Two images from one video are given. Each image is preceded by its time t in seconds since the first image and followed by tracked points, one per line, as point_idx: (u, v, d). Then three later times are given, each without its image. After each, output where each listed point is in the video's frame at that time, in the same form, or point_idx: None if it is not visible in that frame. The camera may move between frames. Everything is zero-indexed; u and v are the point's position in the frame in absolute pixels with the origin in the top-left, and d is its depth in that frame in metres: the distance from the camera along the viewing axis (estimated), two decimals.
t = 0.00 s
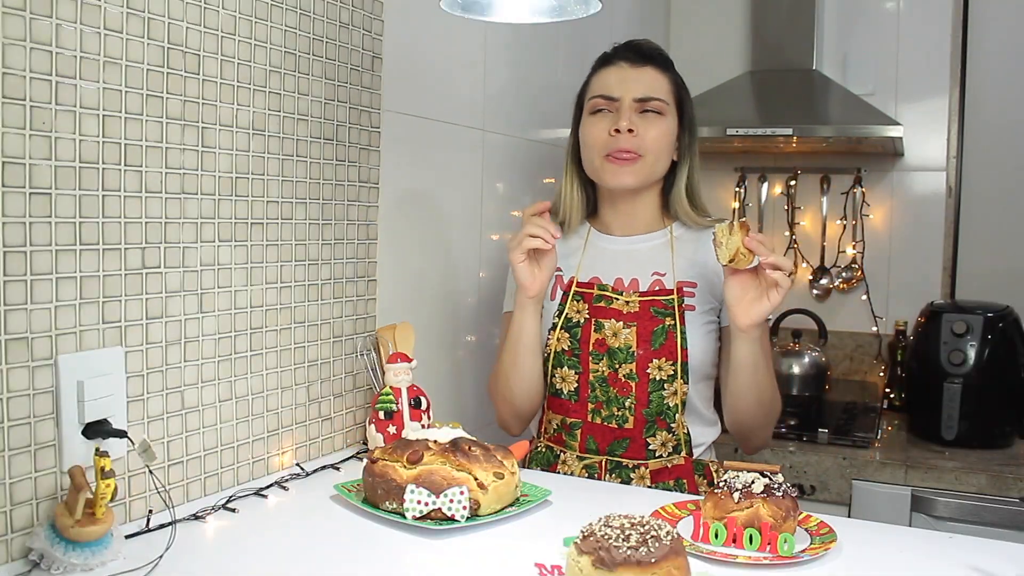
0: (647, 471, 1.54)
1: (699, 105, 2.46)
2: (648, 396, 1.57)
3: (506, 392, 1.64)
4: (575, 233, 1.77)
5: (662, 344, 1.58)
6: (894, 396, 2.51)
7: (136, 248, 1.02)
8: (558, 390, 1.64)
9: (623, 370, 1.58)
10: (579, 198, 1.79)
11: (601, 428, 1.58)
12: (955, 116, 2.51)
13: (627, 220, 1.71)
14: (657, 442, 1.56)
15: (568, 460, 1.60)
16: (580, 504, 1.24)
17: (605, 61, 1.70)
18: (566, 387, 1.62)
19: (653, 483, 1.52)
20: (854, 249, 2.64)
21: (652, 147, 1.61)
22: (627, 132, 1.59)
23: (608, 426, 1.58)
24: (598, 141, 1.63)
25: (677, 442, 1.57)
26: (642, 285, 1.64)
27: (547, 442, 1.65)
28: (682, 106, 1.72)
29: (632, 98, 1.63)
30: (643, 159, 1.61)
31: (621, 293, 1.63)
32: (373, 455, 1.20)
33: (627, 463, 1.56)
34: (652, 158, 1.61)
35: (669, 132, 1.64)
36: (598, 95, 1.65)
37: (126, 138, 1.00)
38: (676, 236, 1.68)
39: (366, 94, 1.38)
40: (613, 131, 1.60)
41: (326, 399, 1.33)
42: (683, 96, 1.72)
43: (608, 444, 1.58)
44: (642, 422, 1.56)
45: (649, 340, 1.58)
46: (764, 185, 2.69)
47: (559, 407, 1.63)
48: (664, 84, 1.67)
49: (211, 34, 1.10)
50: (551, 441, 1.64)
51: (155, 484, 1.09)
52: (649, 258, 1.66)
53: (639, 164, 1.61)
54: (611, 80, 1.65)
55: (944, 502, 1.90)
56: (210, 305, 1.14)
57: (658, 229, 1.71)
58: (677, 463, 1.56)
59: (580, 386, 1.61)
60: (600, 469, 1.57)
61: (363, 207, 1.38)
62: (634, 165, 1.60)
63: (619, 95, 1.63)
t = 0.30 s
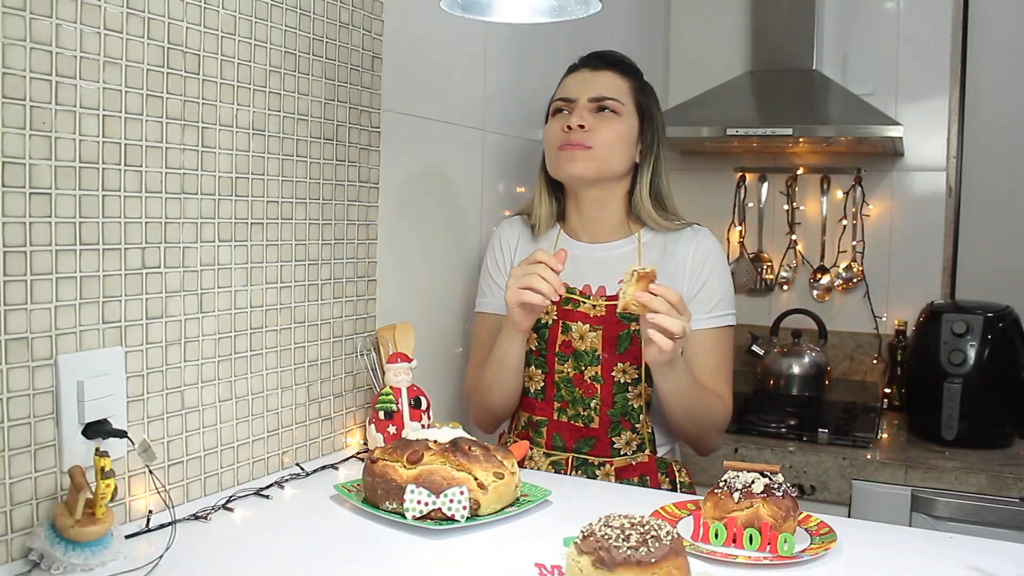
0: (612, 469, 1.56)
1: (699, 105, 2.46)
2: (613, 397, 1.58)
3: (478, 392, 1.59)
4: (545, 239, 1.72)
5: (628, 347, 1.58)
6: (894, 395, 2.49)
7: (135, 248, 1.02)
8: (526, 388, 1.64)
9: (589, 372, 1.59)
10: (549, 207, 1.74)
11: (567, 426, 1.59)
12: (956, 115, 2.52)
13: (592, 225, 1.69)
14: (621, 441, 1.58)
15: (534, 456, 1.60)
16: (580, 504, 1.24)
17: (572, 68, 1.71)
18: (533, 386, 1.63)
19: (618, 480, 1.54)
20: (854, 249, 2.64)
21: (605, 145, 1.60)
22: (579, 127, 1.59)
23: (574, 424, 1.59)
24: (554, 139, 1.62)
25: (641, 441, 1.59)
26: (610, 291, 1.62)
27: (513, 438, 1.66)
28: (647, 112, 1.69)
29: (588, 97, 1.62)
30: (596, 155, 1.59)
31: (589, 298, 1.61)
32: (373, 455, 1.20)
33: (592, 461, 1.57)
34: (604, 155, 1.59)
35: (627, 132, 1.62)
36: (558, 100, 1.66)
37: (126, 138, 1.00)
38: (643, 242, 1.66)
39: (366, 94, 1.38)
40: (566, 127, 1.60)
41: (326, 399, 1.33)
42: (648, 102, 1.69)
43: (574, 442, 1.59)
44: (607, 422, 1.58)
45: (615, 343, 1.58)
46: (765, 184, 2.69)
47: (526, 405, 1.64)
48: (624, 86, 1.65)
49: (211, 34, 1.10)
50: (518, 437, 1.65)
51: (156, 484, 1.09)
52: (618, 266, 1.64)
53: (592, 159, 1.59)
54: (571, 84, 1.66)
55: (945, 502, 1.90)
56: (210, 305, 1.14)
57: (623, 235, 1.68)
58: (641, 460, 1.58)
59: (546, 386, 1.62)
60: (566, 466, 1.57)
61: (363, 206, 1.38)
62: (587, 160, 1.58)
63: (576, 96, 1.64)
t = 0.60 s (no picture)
0: (576, 487, 1.41)
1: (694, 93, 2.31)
2: (580, 406, 1.44)
3: (431, 408, 1.44)
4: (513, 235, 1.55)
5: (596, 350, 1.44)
6: (912, 410, 2.35)
7: (28, 244, 0.87)
8: (485, 395, 1.50)
9: (553, 377, 1.45)
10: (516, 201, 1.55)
11: (529, 437, 1.45)
12: (977, 95, 2.36)
13: (564, 223, 1.52)
14: (588, 456, 1.43)
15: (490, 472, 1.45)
16: (555, 536, 1.09)
17: (528, 51, 1.49)
18: (492, 392, 1.49)
19: (580, 500, 1.39)
20: (866, 243, 2.49)
21: (572, 151, 1.42)
22: (542, 137, 1.41)
23: (536, 436, 1.45)
24: (516, 147, 1.45)
25: (610, 458, 1.43)
26: (580, 288, 1.48)
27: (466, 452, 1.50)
28: (616, 93, 1.49)
29: (549, 96, 1.43)
30: (564, 165, 1.42)
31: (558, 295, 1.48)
32: (321, 477, 1.04)
33: (555, 478, 1.42)
34: (572, 164, 1.43)
35: (595, 130, 1.44)
36: (516, 96, 1.46)
37: (15, 116, 0.85)
38: (619, 237, 1.49)
39: (313, 68, 1.23)
40: (528, 137, 1.42)
41: (267, 414, 1.18)
42: (615, 80, 1.49)
43: (535, 456, 1.44)
44: (572, 433, 1.44)
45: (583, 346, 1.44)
46: (766, 169, 2.54)
47: (485, 414, 1.50)
48: (589, 76, 1.45)
49: None
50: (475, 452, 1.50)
51: (73, 511, 0.94)
52: (590, 261, 1.49)
53: (558, 171, 1.42)
54: (528, 77, 1.45)
55: (970, 531, 1.76)
56: (135, 308, 0.99)
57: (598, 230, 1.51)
58: (610, 480, 1.42)
59: (506, 392, 1.48)
60: (526, 483, 1.42)
61: (312, 195, 1.24)
62: (556, 174, 1.42)
63: (535, 95, 1.44)
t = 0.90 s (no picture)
0: (582, 491, 1.39)
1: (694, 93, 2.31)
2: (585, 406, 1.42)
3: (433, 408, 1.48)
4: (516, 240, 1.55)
5: (601, 350, 1.42)
6: (912, 410, 2.35)
7: (26, 243, 0.87)
8: (491, 398, 1.49)
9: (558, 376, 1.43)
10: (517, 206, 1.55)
11: (534, 440, 1.44)
12: (977, 95, 2.36)
13: (571, 223, 1.51)
14: (594, 459, 1.42)
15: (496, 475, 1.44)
16: (554, 535, 1.09)
17: (523, 67, 1.43)
18: (497, 395, 1.47)
19: (584, 506, 1.37)
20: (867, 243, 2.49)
21: (581, 177, 1.40)
22: (552, 167, 1.38)
23: (541, 438, 1.43)
24: (524, 173, 1.42)
25: (616, 460, 1.41)
26: (585, 287, 1.46)
27: (474, 458, 1.50)
28: (618, 103, 1.45)
29: (553, 123, 1.38)
30: (576, 189, 1.41)
31: (563, 295, 1.46)
32: (322, 478, 1.04)
33: (561, 481, 1.41)
34: (584, 187, 1.41)
35: (602, 150, 1.41)
36: (517, 121, 1.41)
37: (14, 116, 0.85)
38: (623, 238, 1.49)
39: (313, 68, 1.23)
40: (537, 167, 1.39)
41: (267, 414, 1.18)
42: (617, 90, 1.45)
43: (540, 459, 1.43)
44: (577, 434, 1.42)
45: (588, 346, 1.42)
46: (766, 169, 2.54)
47: (490, 417, 1.48)
48: (592, 96, 1.41)
49: None
50: (481, 455, 1.49)
51: (73, 511, 0.94)
52: (594, 259, 1.48)
53: (571, 196, 1.41)
54: (528, 101, 1.40)
55: (970, 531, 1.76)
56: (135, 308, 0.99)
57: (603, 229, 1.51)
58: (617, 484, 1.40)
59: (511, 395, 1.46)
60: (531, 486, 1.41)
61: (312, 195, 1.24)
62: (569, 199, 1.41)
63: (538, 121, 1.39)
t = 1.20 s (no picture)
0: (605, 492, 1.38)
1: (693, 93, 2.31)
2: (605, 404, 1.40)
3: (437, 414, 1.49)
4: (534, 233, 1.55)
5: (622, 345, 1.39)
6: (912, 410, 2.35)
7: (26, 243, 0.87)
8: (507, 399, 1.47)
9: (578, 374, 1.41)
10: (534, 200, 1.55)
11: (555, 441, 1.42)
12: (977, 95, 2.36)
13: (589, 216, 1.50)
14: (617, 458, 1.40)
15: (516, 479, 1.43)
16: (555, 535, 1.09)
17: (548, 50, 1.43)
18: (515, 394, 1.45)
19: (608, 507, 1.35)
20: (866, 243, 2.49)
21: (599, 161, 1.39)
22: (569, 151, 1.37)
23: (562, 438, 1.42)
24: (541, 156, 1.41)
25: (639, 459, 1.39)
26: (605, 281, 1.45)
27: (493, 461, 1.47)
28: (641, 91, 1.45)
29: (574, 106, 1.38)
30: (593, 175, 1.40)
31: (581, 290, 1.44)
32: (321, 478, 1.04)
33: (583, 482, 1.39)
34: (601, 173, 1.40)
35: (623, 136, 1.40)
36: (538, 102, 1.41)
37: (14, 116, 0.85)
38: (643, 232, 1.47)
39: (313, 68, 1.23)
40: (555, 150, 1.38)
41: (267, 414, 1.18)
42: (641, 79, 1.44)
43: (562, 460, 1.41)
44: (599, 434, 1.40)
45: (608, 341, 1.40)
46: (766, 169, 2.54)
47: (507, 418, 1.47)
48: (615, 82, 1.40)
49: None
50: (499, 459, 1.47)
51: (73, 511, 0.94)
52: (613, 254, 1.46)
53: (588, 182, 1.40)
54: (550, 84, 1.39)
55: (970, 532, 1.76)
56: (135, 308, 0.99)
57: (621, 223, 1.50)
58: (641, 483, 1.39)
59: (529, 394, 1.44)
60: (552, 488, 1.40)
61: (312, 196, 1.24)
62: (584, 184, 1.40)
63: (559, 103, 1.39)
